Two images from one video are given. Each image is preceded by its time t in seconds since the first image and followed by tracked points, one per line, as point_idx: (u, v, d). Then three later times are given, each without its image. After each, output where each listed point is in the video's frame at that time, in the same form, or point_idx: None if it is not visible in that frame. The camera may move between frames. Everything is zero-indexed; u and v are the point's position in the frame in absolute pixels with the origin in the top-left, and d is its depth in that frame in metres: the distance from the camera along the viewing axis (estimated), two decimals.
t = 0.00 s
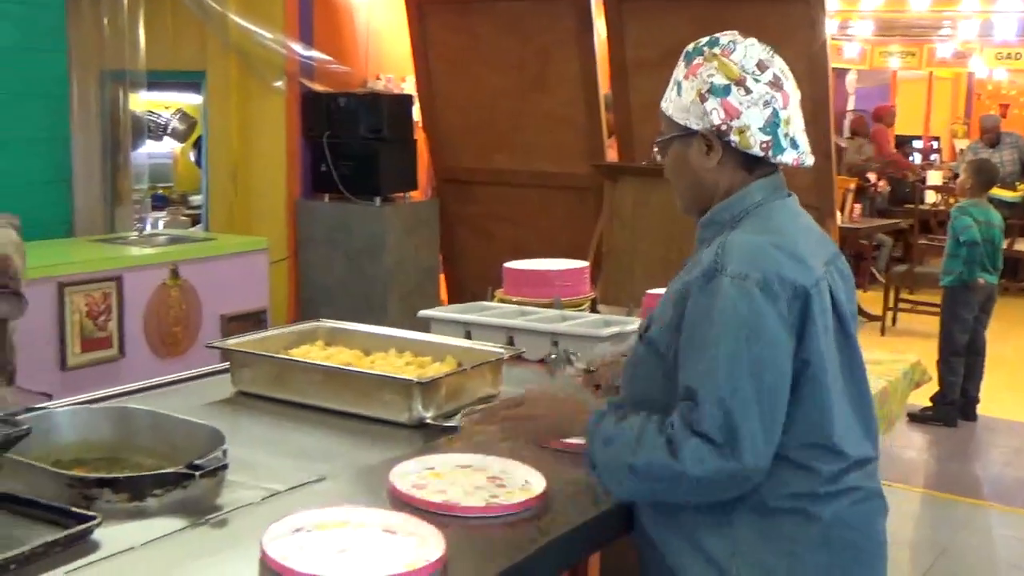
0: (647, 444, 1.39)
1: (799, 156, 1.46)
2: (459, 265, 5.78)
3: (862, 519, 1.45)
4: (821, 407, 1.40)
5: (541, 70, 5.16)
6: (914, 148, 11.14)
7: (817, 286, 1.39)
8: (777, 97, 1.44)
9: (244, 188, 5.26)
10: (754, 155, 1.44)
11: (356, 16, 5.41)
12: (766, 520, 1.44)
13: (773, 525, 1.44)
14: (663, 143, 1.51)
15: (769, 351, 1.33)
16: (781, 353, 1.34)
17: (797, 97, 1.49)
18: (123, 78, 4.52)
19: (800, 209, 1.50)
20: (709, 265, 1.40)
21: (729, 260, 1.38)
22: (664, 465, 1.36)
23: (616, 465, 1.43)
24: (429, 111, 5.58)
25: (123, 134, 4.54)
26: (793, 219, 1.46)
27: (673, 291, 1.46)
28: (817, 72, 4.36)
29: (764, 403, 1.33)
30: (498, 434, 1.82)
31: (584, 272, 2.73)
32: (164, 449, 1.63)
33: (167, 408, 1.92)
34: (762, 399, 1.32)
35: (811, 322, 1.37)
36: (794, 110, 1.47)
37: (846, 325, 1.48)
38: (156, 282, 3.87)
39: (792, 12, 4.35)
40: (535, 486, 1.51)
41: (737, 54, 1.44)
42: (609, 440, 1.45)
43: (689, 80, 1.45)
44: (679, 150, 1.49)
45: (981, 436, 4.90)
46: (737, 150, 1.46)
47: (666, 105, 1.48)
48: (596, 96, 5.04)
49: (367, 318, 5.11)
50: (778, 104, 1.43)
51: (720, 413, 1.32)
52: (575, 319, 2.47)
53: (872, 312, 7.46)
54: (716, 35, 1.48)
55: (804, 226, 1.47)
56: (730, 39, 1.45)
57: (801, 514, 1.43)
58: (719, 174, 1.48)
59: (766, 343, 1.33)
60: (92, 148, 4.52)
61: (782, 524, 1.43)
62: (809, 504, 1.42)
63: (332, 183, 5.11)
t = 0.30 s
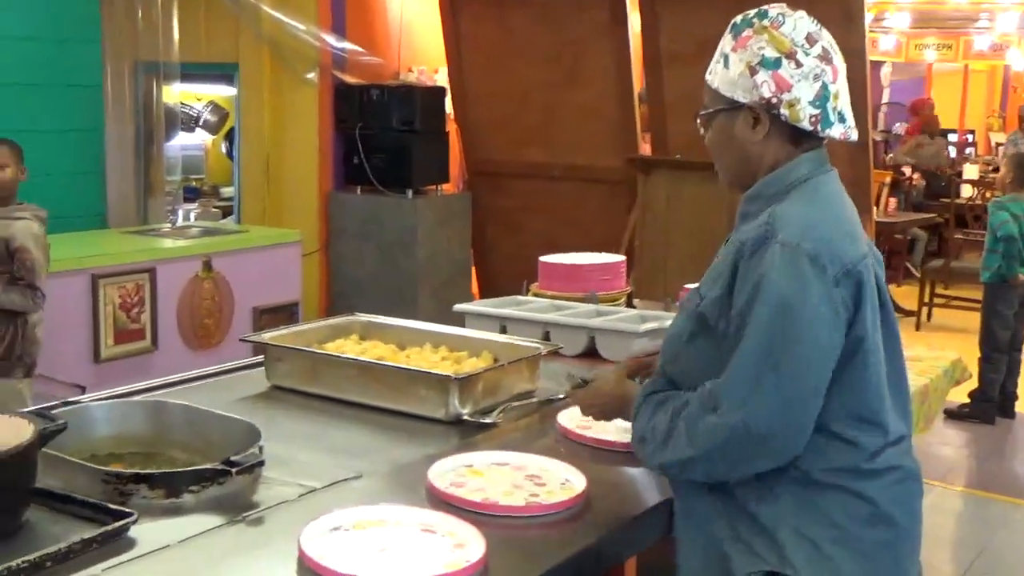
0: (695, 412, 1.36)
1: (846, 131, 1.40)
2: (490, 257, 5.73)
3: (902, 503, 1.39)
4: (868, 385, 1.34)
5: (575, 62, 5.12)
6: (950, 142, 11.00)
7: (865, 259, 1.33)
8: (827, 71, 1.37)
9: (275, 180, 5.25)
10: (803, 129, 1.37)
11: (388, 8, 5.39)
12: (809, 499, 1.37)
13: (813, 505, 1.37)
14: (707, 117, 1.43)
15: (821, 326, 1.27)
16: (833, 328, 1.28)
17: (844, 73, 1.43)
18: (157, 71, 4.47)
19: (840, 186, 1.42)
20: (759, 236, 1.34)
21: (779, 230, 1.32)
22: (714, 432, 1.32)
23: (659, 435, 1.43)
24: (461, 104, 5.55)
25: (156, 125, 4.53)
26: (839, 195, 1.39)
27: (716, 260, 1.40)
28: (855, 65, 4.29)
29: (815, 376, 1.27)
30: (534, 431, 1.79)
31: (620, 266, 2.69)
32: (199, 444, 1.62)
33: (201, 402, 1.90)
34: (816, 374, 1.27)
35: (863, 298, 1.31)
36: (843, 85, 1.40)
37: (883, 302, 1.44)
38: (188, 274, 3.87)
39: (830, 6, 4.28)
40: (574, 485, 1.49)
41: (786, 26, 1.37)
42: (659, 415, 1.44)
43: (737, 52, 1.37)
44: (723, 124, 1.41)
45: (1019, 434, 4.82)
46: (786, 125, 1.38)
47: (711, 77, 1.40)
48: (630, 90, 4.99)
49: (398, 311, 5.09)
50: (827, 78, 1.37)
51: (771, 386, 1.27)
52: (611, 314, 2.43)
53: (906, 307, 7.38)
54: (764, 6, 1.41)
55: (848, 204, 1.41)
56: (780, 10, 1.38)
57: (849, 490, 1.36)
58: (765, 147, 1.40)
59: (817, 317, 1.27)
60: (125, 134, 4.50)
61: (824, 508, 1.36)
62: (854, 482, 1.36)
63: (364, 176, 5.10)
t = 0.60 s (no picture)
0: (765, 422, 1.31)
1: (834, 126, 1.40)
2: (493, 256, 5.70)
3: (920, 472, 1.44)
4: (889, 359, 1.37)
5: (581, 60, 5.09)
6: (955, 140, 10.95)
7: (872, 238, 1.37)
8: (813, 68, 1.38)
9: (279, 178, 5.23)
10: (794, 127, 1.38)
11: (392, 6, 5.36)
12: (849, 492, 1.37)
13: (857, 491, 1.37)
14: (695, 123, 1.43)
15: (863, 305, 1.28)
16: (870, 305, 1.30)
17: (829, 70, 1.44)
18: (159, 67, 4.46)
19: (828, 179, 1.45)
20: (780, 230, 1.33)
21: (801, 221, 1.33)
22: (796, 437, 1.27)
23: (737, 456, 1.36)
24: (467, 101, 5.52)
25: (159, 123, 4.51)
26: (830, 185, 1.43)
27: (733, 267, 1.38)
28: (863, 63, 4.25)
29: (870, 355, 1.28)
30: (545, 438, 1.76)
31: (629, 268, 2.66)
32: (205, 449, 1.59)
33: (206, 406, 1.87)
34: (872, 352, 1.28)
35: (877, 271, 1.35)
36: (828, 80, 1.41)
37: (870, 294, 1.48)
38: (192, 274, 3.84)
39: (839, 4, 4.24)
40: (588, 493, 1.46)
41: (769, 27, 1.38)
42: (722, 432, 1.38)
43: (722, 56, 1.38)
44: (713, 128, 1.41)
45: None
46: (776, 123, 1.39)
47: (697, 83, 1.41)
48: (636, 87, 4.96)
49: (401, 311, 5.06)
50: (813, 75, 1.38)
51: (838, 371, 1.26)
52: (621, 316, 2.41)
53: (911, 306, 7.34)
54: (745, 8, 1.42)
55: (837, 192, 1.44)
56: (760, 12, 1.39)
57: (866, 489, 1.36)
58: (757, 148, 1.40)
59: (859, 296, 1.28)
60: (128, 139, 4.49)
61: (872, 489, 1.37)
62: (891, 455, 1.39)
63: (368, 174, 5.07)
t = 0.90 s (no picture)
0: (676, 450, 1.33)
1: (788, 161, 1.42)
2: (471, 285, 5.68)
3: (887, 525, 1.40)
4: (842, 404, 1.34)
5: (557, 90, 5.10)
6: (930, 167, 11.04)
7: (825, 281, 1.34)
8: (764, 106, 1.39)
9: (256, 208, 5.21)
10: (750, 165, 1.39)
11: (370, 34, 5.34)
12: (802, 525, 1.36)
13: (806, 534, 1.36)
14: (650, 166, 1.43)
15: (792, 343, 1.27)
16: (804, 344, 1.28)
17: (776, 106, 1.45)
18: (137, 96, 4.51)
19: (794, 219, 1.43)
20: (722, 265, 1.34)
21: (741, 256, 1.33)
22: (695, 462, 1.28)
23: (648, 479, 1.37)
24: (443, 129, 5.50)
25: (135, 154, 4.52)
26: (791, 224, 1.41)
27: (685, 302, 1.39)
28: (839, 93, 4.28)
29: (794, 391, 1.26)
30: (528, 473, 1.74)
31: (610, 298, 2.65)
32: (185, 487, 1.56)
33: (184, 442, 1.85)
34: (795, 391, 1.26)
35: (830, 315, 1.32)
36: (777, 116, 1.43)
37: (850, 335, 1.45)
38: (169, 304, 3.82)
39: (815, 35, 4.26)
40: (574, 530, 1.44)
41: (718, 67, 1.38)
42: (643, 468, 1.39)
43: (675, 99, 1.38)
44: (669, 170, 1.41)
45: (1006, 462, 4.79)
46: (732, 162, 1.40)
47: (650, 126, 1.41)
48: (614, 117, 4.98)
49: (380, 341, 5.04)
50: (766, 112, 1.39)
51: (750, 407, 1.25)
52: (603, 348, 2.41)
53: (888, 334, 7.37)
54: (693, 49, 1.42)
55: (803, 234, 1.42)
56: (709, 53, 1.40)
57: (832, 510, 1.36)
58: (714, 188, 1.41)
59: (788, 334, 1.26)
60: (103, 172, 4.44)
61: (813, 528, 1.36)
62: (845, 502, 1.36)
63: (347, 204, 5.06)
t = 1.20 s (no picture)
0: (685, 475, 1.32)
1: (810, 181, 1.41)
2: (492, 308, 5.68)
3: (908, 553, 1.39)
4: (858, 428, 1.33)
5: (577, 112, 5.10)
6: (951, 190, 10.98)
7: (840, 305, 1.33)
8: (785, 127, 1.39)
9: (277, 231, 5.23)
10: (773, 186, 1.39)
11: (390, 59, 5.38)
12: (812, 553, 1.34)
13: (820, 561, 1.34)
14: (671, 189, 1.43)
15: (801, 370, 1.26)
16: (814, 372, 1.27)
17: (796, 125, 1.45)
18: (159, 120, 4.54)
19: (813, 242, 1.42)
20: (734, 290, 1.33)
21: (754, 281, 1.32)
22: (703, 489, 1.28)
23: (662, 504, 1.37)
24: (463, 153, 5.51)
25: (157, 175, 4.55)
26: (809, 247, 1.39)
27: (699, 326, 1.39)
28: (860, 114, 4.27)
29: (803, 418, 1.25)
30: (552, 496, 1.73)
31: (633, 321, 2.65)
32: (209, 510, 1.56)
33: (208, 464, 1.85)
34: (805, 419, 1.25)
35: (845, 341, 1.31)
36: (798, 136, 1.43)
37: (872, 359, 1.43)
38: (191, 327, 3.83)
39: (836, 57, 4.26)
40: (598, 554, 1.43)
41: (738, 89, 1.38)
42: (657, 493, 1.39)
43: (695, 121, 1.38)
44: (690, 192, 1.41)
45: None
46: (754, 183, 1.40)
47: (671, 149, 1.41)
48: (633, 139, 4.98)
49: (400, 363, 5.04)
50: (786, 133, 1.39)
51: (757, 435, 1.25)
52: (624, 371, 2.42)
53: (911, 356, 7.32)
54: (711, 71, 1.42)
55: (822, 256, 1.40)
56: (728, 75, 1.40)
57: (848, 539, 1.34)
58: (735, 210, 1.41)
59: (797, 361, 1.26)
60: (126, 197, 4.48)
61: (829, 554, 1.34)
62: (863, 529, 1.35)
63: (367, 227, 5.08)
